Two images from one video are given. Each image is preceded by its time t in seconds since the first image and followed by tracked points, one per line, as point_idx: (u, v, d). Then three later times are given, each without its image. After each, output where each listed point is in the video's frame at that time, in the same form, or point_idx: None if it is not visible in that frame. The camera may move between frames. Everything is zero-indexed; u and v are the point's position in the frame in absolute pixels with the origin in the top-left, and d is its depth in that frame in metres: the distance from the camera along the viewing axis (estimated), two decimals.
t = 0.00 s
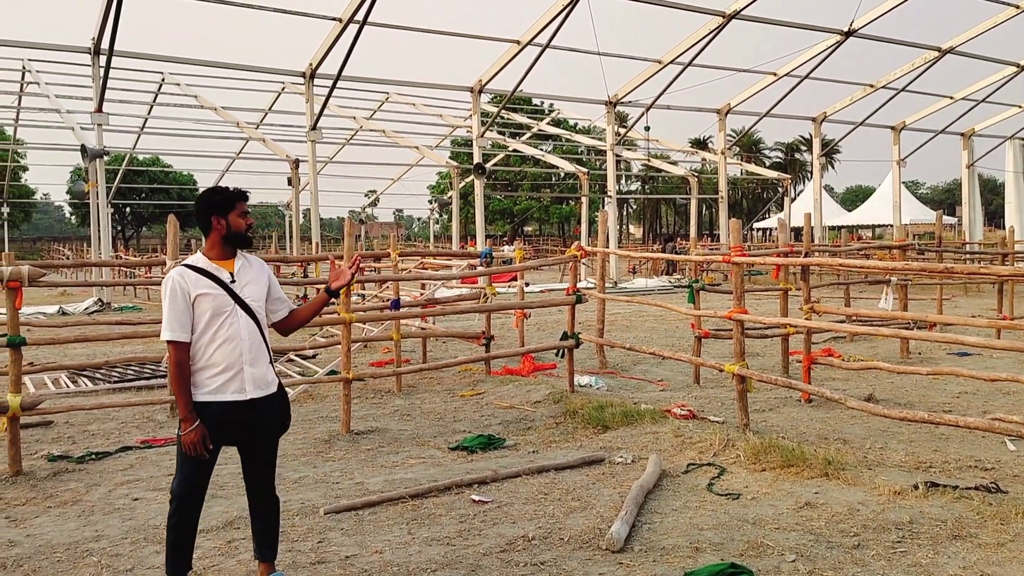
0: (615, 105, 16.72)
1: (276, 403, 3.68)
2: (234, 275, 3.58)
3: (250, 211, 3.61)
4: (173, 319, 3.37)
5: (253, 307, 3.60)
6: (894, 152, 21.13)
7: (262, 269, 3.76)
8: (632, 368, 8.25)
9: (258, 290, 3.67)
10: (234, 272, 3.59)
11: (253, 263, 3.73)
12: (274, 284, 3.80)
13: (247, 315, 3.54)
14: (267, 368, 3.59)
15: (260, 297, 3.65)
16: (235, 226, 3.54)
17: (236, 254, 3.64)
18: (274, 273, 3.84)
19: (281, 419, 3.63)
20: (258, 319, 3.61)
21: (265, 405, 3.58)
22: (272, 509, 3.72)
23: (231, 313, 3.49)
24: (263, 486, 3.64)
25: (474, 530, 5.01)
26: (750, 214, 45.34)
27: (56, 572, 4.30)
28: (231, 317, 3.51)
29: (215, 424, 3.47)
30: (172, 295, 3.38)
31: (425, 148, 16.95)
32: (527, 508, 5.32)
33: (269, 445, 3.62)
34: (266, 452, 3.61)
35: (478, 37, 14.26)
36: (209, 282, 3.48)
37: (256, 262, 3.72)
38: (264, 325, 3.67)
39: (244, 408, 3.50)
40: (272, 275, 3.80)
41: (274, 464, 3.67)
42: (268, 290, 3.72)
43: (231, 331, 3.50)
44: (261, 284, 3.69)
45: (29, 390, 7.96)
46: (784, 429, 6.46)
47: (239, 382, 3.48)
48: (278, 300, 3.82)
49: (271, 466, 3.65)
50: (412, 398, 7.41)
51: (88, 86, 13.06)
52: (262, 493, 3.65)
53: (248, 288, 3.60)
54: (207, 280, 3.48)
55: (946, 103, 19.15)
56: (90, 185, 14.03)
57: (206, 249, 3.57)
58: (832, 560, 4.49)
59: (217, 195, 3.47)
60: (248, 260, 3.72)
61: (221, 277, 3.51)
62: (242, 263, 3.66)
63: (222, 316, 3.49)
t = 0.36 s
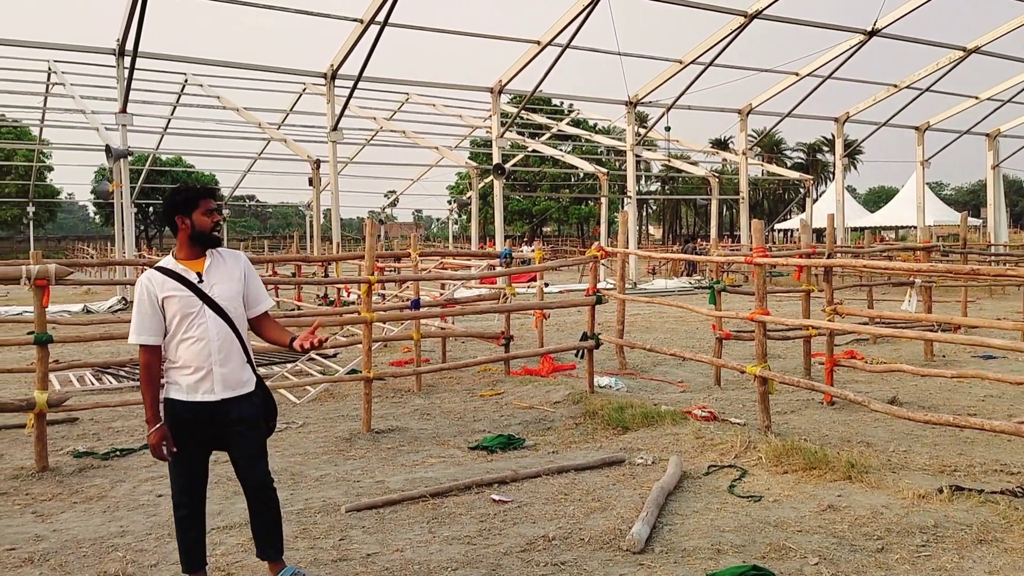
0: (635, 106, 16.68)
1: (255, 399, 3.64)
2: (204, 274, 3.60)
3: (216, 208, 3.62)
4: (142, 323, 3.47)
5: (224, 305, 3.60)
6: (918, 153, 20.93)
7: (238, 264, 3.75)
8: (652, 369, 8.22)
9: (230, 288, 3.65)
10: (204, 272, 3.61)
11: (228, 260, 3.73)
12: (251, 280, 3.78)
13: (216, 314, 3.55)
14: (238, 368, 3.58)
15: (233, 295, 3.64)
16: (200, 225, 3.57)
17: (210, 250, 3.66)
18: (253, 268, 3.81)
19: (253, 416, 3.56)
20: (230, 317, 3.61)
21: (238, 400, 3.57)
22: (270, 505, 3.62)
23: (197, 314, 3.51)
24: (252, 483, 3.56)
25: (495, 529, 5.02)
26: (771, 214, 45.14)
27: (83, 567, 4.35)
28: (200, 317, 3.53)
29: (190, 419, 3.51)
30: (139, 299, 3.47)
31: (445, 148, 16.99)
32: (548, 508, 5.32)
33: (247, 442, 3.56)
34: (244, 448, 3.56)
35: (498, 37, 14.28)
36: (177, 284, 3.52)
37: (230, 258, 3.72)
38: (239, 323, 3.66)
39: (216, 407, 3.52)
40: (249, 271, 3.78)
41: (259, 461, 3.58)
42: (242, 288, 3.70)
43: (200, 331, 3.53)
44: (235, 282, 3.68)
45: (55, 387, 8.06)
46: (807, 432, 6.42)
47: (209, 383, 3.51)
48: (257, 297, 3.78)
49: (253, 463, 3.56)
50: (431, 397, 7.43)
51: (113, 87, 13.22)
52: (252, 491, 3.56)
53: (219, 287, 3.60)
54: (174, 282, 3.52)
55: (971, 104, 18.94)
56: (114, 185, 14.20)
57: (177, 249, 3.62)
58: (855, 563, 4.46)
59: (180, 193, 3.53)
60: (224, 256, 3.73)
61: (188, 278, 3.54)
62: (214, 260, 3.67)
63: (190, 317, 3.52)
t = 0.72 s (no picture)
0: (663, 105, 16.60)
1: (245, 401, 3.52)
2: (204, 271, 3.51)
3: (211, 203, 3.50)
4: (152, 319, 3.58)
5: (218, 304, 3.48)
6: (952, 155, 20.63)
7: (242, 258, 3.55)
8: (678, 371, 8.19)
9: (227, 286, 3.50)
10: (203, 268, 3.52)
11: (231, 255, 3.56)
12: (255, 275, 3.55)
13: (207, 312, 3.47)
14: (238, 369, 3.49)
15: (228, 295, 3.49)
16: (191, 221, 3.50)
17: (213, 246, 3.55)
18: (260, 263, 3.57)
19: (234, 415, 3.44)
20: (224, 316, 3.49)
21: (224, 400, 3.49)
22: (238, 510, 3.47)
23: (190, 315, 3.47)
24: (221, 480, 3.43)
25: (520, 528, 5.02)
26: (800, 215, 44.77)
27: (116, 557, 4.41)
28: (193, 314, 3.50)
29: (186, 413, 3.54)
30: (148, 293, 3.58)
31: (472, 148, 17.03)
32: (573, 508, 5.32)
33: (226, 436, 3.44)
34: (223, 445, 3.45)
35: (526, 36, 14.29)
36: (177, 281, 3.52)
37: (233, 254, 3.54)
38: (237, 322, 3.52)
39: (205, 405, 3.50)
40: (253, 266, 3.56)
41: (234, 462, 3.44)
42: (240, 285, 3.51)
43: (194, 330, 3.50)
44: (232, 280, 3.50)
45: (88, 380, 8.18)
46: (836, 436, 6.36)
47: (200, 382, 3.49)
48: (257, 294, 3.53)
49: (227, 462, 3.42)
50: (457, 395, 7.45)
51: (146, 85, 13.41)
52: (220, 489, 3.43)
53: (213, 286, 3.48)
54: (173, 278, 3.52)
55: (1006, 105, 18.63)
56: (146, 182, 14.41)
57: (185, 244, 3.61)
58: (885, 569, 4.41)
59: (176, 188, 3.49)
60: (229, 251, 3.57)
61: (185, 275, 3.51)
62: (218, 254, 3.55)
63: (186, 314, 3.51)
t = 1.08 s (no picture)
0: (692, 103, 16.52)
1: (230, 408, 3.45)
2: (209, 272, 3.51)
3: (213, 201, 3.48)
4: (167, 312, 3.68)
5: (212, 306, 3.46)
6: (986, 154, 20.37)
7: (248, 262, 3.51)
8: (706, 371, 8.16)
9: (227, 290, 3.47)
10: (207, 268, 3.53)
11: (237, 257, 3.53)
12: (257, 283, 3.48)
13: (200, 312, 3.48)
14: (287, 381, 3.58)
15: (224, 298, 3.46)
16: (196, 221, 3.50)
17: (220, 246, 3.54)
18: (264, 268, 3.49)
19: (219, 427, 3.39)
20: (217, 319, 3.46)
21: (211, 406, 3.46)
22: (227, 521, 3.43)
23: (186, 313, 3.49)
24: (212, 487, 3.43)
25: (549, 526, 5.02)
26: (829, 214, 44.46)
27: (150, 548, 4.46)
28: (191, 313, 3.53)
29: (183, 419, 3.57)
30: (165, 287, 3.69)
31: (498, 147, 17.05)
32: (602, 506, 5.31)
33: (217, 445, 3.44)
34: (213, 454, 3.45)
35: (554, 34, 14.26)
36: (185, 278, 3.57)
37: (242, 257, 3.52)
38: (231, 330, 3.47)
39: (194, 409, 3.50)
40: (257, 272, 3.49)
41: (223, 472, 3.43)
42: (240, 291, 3.47)
43: (189, 329, 3.52)
44: (231, 284, 3.48)
45: (121, 373, 8.28)
46: (867, 438, 6.31)
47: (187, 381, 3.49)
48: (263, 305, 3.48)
49: (215, 471, 3.42)
50: (483, 392, 7.46)
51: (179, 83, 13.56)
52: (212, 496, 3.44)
53: (212, 287, 3.48)
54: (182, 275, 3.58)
55: None
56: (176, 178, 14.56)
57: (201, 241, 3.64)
58: (920, 573, 4.36)
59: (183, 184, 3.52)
60: (236, 253, 3.54)
61: (191, 273, 3.54)
62: (225, 257, 3.54)
63: (186, 312, 3.55)
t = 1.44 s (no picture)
0: (734, 99, 16.38)
1: (249, 412, 3.31)
2: (227, 270, 3.41)
3: (227, 197, 3.33)
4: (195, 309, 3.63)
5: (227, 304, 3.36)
6: None
7: (265, 260, 3.36)
8: (752, 370, 8.09)
9: (242, 288, 3.35)
10: (227, 266, 3.43)
11: (255, 254, 3.38)
12: (271, 280, 3.32)
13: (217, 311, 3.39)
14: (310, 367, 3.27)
15: (239, 297, 3.34)
16: (214, 218, 3.40)
17: (240, 243, 3.41)
18: (279, 266, 3.32)
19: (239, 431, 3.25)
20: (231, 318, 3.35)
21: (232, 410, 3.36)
22: (271, 523, 3.34)
23: (203, 312, 3.43)
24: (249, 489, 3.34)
25: (600, 524, 5.01)
26: (872, 211, 43.77)
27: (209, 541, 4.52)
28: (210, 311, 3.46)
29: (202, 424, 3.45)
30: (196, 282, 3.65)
31: (537, 144, 17.03)
32: (652, 505, 5.29)
33: (245, 449, 3.32)
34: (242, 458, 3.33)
35: (594, 31, 14.23)
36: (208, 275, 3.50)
37: (260, 253, 3.37)
38: (244, 329, 3.34)
39: (212, 411, 3.38)
40: (272, 269, 3.33)
41: (254, 476, 3.32)
42: (254, 290, 3.34)
43: (208, 328, 3.45)
44: (246, 283, 3.35)
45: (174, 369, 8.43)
46: (921, 438, 6.21)
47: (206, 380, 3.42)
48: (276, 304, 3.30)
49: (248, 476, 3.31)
50: (528, 391, 7.47)
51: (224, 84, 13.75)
52: (254, 501, 3.35)
53: (230, 285, 3.37)
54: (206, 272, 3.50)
55: None
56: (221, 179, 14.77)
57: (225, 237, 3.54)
58: None
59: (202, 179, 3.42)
60: (255, 250, 3.39)
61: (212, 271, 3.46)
62: (244, 253, 3.41)
63: (207, 310, 3.48)
